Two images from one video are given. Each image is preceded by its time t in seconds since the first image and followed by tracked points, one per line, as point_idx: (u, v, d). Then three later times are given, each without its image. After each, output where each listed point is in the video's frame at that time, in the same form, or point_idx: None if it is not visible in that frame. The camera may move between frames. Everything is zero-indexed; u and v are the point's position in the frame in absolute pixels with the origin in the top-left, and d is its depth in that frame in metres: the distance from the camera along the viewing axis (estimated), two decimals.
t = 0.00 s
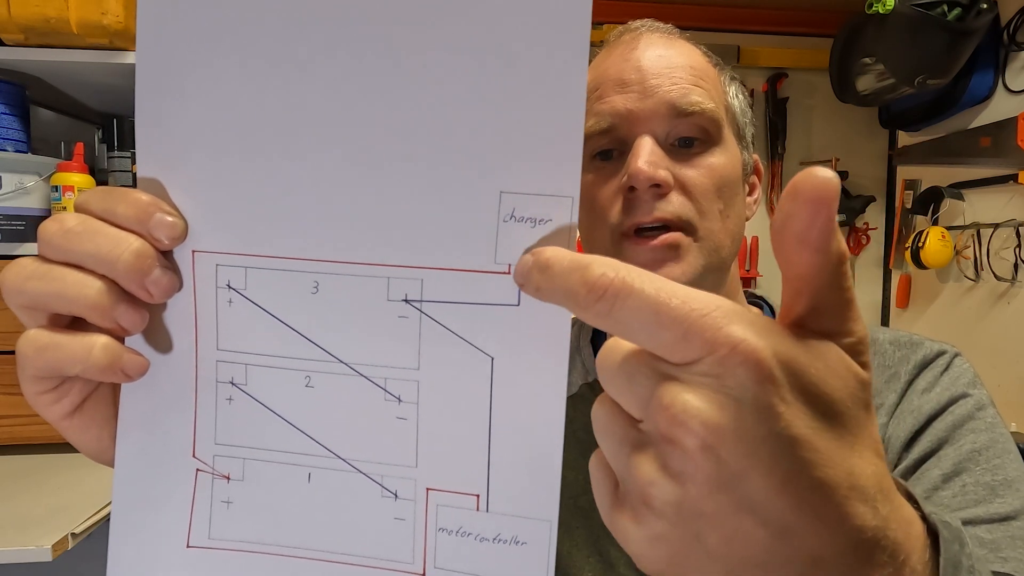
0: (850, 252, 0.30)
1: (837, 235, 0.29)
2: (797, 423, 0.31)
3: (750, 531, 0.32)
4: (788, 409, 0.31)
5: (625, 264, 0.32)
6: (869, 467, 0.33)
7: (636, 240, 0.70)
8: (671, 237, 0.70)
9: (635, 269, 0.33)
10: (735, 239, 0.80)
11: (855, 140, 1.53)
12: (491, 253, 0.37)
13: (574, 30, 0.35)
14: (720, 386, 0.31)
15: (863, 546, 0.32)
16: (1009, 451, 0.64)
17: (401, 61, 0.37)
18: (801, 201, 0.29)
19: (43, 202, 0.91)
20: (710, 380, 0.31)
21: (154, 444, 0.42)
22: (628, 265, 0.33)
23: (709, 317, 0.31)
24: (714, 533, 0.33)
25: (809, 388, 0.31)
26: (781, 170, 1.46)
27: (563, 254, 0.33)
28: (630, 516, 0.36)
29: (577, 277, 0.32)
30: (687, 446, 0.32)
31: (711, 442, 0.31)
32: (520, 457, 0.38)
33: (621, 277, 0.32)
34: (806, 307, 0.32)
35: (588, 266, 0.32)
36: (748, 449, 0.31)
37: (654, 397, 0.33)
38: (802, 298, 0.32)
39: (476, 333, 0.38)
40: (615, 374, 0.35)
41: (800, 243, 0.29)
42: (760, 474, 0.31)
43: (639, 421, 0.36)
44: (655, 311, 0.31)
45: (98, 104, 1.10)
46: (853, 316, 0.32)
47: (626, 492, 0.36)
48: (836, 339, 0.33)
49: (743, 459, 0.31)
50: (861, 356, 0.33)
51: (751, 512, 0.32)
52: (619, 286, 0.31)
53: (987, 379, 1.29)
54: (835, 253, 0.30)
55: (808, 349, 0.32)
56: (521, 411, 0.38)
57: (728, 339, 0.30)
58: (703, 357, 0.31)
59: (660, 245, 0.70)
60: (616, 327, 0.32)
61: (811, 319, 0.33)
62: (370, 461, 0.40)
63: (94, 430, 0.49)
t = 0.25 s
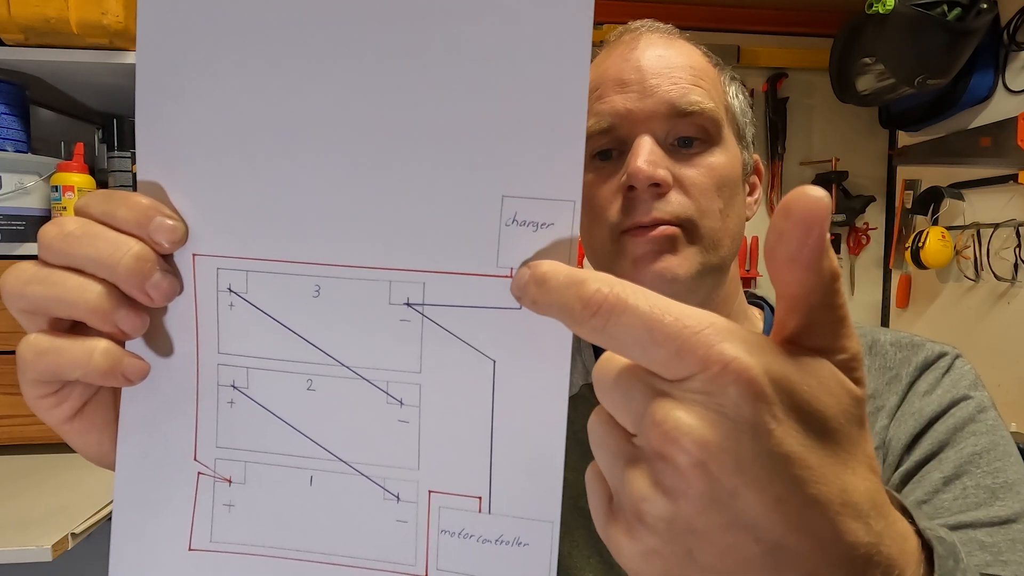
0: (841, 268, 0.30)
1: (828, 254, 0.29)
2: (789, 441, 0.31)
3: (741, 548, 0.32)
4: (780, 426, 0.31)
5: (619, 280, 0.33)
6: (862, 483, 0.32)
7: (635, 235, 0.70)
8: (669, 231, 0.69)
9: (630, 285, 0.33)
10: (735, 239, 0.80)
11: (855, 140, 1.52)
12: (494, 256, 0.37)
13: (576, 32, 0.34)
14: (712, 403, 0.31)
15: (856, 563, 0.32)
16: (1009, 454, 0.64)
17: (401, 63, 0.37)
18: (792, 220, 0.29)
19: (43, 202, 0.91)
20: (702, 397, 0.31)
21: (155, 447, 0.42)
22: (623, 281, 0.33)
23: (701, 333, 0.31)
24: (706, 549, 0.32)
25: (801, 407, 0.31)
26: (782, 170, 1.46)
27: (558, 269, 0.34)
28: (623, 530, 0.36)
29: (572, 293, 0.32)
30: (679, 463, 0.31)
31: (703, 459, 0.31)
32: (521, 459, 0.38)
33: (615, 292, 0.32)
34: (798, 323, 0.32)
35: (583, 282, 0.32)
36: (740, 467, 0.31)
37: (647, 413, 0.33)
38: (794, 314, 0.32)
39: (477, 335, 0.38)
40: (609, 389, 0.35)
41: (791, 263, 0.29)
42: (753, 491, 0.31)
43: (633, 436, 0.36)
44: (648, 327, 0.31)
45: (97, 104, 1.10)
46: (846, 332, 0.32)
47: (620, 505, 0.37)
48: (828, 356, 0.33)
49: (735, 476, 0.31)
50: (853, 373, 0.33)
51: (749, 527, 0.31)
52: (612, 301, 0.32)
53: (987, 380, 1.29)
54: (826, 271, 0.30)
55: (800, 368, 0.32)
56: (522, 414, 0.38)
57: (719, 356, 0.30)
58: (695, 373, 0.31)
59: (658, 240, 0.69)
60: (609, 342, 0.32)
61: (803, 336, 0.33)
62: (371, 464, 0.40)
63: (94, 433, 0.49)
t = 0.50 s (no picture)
0: (837, 275, 0.30)
1: (823, 260, 0.29)
2: (784, 449, 0.31)
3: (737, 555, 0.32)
4: (775, 434, 0.31)
5: (616, 286, 0.33)
6: (858, 490, 0.32)
7: (632, 235, 0.70)
8: (665, 231, 0.69)
9: (627, 291, 0.33)
10: (733, 239, 0.80)
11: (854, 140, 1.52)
12: (491, 255, 0.37)
13: (575, 33, 0.35)
14: (708, 410, 0.31)
15: (852, 566, 0.32)
16: (1008, 453, 0.65)
17: (402, 65, 0.37)
18: (787, 225, 0.28)
19: (43, 202, 0.91)
20: (697, 405, 0.32)
21: (155, 445, 0.42)
22: (620, 287, 0.33)
23: (697, 341, 0.31)
24: (702, 556, 0.33)
25: (798, 416, 0.31)
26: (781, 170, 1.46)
27: (554, 273, 0.34)
28: (618, 537, 0.36)
29: (567, 298, 0.32)
30: (675, 470, 0.32)
31: (699, 466, 0.31)
32: (519, 457, 0.38)
33: (612, 299, 0.32)
34: (793, 329, 0.32)
35: (579, 287, 0.32)
36: (735, 474, 0.31)
37: (643, 420, 0.34)
38: (788, 319, 0.31)
39: (476, 334, 0.38)
40: (606, 395, 0.35)
41: (785, 268, 0.29)
42: (747, 496, 0.31)
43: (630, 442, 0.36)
44: (643, 334, 0.31)
45: (98, 104, 1.10)
46: (842, 339, 0.32)
47: (615, 512, 0.37)
48: (825, 363, 0.33)
49: (730, 483, 0.31)
50: (850, 380, 0.33)
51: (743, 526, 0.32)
52: (608, 307, 0.32)
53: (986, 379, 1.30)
54: (821, 277, 0.29)
55: (797, 376, 0.32)
56: (520, 412, 0.38)
57: (715, 364, 0.31)
58: (691, 381, 0.31)
59: (655, 239, 0.69)
60: (606, 348, 0.32)
61: (799, 343, 0.32)
62: (370, 462, 0.40)
63: (95, 432, 0.49)
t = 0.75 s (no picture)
0: (836, 287, 0.29)
1: (821, 271, 0.28)
2: (777, 466, 0.30)
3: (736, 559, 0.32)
4: (768, 452, 0.30)
5: (608, 293, 0.32)
6: (860, 494, 0.33)
7: (630, 233, 0.70)
8: (664, 228, 0.69)
9: (618, 300, 0.33)
10: (733, 239, 0.80)
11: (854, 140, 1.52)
12: (493, 255, 0.37)
13: (577, 35, 0.35)
14: (699, 426, 0.31)
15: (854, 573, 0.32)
16: (1005, 451, 0.65)
17: (404, 66, 0.37)
18: (782, 233, 0.27)
19: (43, 202, 0.92)
20: (687, 422, 0.31)
21: (159, 444, 0.42)
22: (612, 294, 0.33)
23: (689, 353, 0.30)
24: None
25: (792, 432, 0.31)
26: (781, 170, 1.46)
27: (546, 278, 0.33)
28: (604, 556, 0.35)
29: (557, 305, 0.32)
30: (663, 487, 0.31)
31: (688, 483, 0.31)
32: (522, 456, 0.39)
33: (601, 307, 0.31)
34: (790, 341, 0.31)
35: (569, 294, 0.32)
36: (732, 489, 0.30)
37: (632, 434, 0.33)
38: (785, 331, 0.31)
39: (479, 333, 0.38)
40: (596, 406, 0.35)
41: (780, 278, 0.28)
42: (738, 517, 0.30)
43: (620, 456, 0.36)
44: (635, 344, 0.31)
45: (97, 104, 1.10)
46: (839, 353, 0.31)
47: (602, 530, 0.36)
48: (822, 377, 0.32)
49: (721, 503, 0.31)
50: (847, 394, 0.32)
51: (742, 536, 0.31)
52: (599, 314, 0.31)
53: (986, 379, 1.30)
54: (819, 288, 0.28)
55: (791, 392, 0.31)
56: (522, 411, 0.38)
57: (705, 378, 0.30)
58: (681, 395, 0.31)
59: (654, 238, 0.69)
60: (594, 358, 0.32)
61: (795, 354, 0.31)
62: (372, 461, 0.41)
63: (99, 431, 0.49)
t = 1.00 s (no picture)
0: (743, 328, 0.27)
1: (722, 312, 0.26)
2: (678, 514, 0.30)
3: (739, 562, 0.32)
4: (666, 498, 0.30)
5: (514, 332, 0.32)
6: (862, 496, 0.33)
7: (631, 234, 0.70)
8: (667, 229, 0.70)
9: (524, 339, 0.32)
10: (734, 239, 0.80)
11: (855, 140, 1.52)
12: (498, 257, 0.37)
13: (578, 36, 0.35)
14: (591, 472, 0.31)
15: None
16: (1000, 448, 0.65)
17: (406, 68, 0.37)
18: (677, 272, 0.26)
19: (43, 202, 0.92)
20: (581, 468, 0.31)
21: (164, 444, 0.42)
22: (518, 332, 0.33)
23: (582, 398, 0.30)
24: None
25: (692, 482, 0.30)
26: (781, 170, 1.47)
27: (461, 314, 0.33)
28: None
29: (465, 346, 0.32)
30: (559, 531, 0.32)
31: (599, 529, 0.31)
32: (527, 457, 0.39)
33: (505, 349, 0.31)
34: (697, 383, 0.29)
35: (478, 334, 0.32)
36: (730, 499, 0.30)
37: (534, 475, 0.33)
38: (691, 374, 0.29)
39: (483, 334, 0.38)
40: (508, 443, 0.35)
41: (679, 320, 0.27)
42: (649, 559, 0.30)
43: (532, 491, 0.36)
44: (531, 389, 0.30)
45: (98, 104, 1.10)
46: (750, 393, 0.29)
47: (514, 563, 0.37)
48: (734, 418, 0.30)
49: (619, 550, 0.31)
50: (763, 431, 0.30)
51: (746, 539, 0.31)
52: (503, 355, 0.31)
53: (986, 379, 1.31)
54: (720, 330, 0.27)
55: (690, 438, 0.30)
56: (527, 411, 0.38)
57: (598, 424, 0.30)
58: (576, 439, 0.31)
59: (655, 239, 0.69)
60: (498, 399, 0.31)
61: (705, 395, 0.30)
62: (376, 461, 0.41)
63: (103, 431, 0.50)
